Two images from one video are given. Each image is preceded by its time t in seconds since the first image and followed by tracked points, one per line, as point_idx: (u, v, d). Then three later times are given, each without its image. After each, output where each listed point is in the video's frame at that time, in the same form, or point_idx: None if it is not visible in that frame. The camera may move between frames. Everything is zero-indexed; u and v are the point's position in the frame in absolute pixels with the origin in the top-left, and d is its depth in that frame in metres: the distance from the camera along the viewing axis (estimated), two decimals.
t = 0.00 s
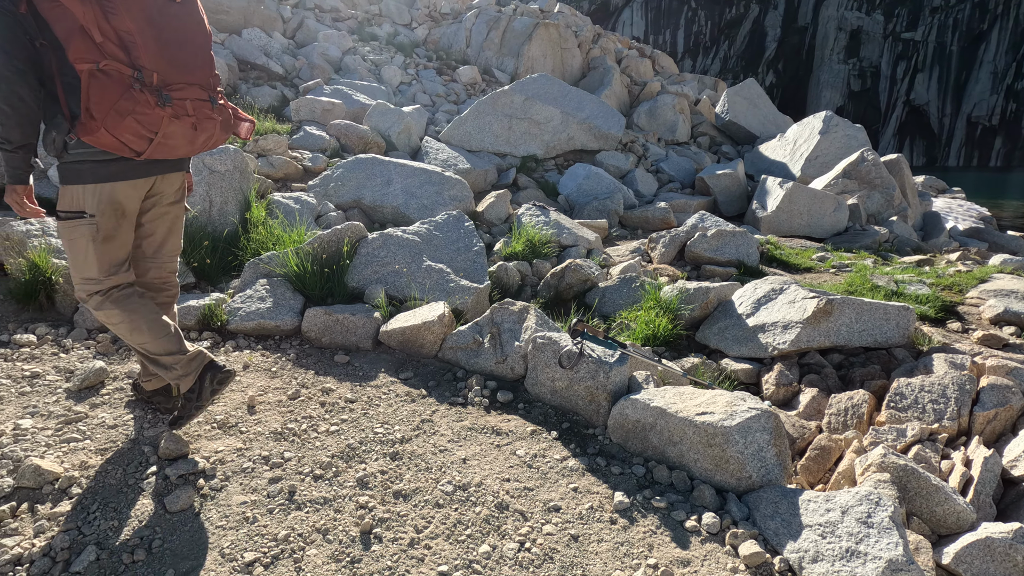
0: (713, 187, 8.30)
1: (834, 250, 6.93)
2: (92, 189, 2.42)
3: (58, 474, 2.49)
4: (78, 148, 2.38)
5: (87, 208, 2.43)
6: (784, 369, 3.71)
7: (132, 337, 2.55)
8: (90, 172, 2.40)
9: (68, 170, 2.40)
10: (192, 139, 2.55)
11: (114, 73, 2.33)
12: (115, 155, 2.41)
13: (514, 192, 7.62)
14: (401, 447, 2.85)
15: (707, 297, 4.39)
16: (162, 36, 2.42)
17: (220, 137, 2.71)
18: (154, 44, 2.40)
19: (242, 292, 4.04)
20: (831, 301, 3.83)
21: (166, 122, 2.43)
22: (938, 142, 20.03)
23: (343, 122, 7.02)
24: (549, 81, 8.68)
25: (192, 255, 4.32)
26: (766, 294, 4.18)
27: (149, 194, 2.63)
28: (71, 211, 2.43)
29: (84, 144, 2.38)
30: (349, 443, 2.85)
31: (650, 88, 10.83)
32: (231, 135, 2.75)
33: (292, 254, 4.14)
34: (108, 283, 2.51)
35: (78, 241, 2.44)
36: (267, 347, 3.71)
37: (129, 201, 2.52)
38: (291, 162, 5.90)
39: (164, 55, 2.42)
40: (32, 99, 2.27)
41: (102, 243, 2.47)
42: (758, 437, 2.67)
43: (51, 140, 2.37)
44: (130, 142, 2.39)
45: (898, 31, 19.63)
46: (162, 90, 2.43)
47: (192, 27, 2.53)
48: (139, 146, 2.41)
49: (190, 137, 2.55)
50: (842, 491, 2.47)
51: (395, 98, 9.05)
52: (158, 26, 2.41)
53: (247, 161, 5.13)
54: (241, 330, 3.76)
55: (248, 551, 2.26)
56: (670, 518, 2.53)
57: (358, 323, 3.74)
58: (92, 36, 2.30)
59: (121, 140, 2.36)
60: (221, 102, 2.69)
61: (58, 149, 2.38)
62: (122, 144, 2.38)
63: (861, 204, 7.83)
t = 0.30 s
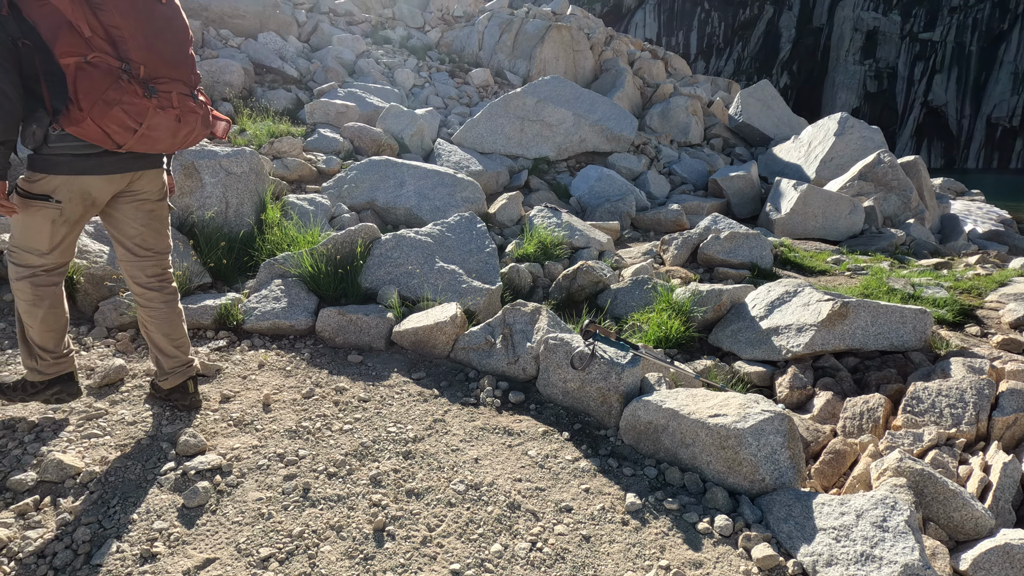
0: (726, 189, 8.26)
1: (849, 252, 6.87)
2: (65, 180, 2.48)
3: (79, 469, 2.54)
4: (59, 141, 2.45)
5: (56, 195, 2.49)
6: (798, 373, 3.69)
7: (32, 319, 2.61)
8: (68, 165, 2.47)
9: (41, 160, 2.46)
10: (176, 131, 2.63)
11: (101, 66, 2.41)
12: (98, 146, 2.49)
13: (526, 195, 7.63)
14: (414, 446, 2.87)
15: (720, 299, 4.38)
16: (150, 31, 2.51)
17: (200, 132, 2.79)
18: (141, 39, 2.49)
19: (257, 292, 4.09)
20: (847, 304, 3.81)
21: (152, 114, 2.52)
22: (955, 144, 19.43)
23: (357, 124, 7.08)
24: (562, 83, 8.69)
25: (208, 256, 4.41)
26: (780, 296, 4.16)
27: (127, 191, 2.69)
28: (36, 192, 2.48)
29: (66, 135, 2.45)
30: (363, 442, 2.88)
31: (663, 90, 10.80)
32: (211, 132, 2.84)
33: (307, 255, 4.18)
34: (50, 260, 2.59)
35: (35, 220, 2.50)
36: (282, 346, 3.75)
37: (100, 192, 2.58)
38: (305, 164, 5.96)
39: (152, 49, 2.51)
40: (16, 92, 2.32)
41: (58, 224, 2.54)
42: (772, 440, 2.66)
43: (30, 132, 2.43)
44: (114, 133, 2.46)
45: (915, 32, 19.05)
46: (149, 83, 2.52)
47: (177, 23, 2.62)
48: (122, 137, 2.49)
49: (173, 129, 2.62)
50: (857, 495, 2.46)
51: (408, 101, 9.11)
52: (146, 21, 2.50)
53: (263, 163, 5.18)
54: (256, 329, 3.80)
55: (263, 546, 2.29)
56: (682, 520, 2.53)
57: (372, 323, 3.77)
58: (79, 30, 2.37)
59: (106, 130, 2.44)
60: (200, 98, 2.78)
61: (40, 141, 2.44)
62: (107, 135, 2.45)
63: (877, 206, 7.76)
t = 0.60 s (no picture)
0: (739, 193, 8.21)
1: (864, 256, 6.80)
2: (18, 186, 2.59)
3: (98, 468, 2.57)
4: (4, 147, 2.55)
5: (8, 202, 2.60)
6: (812, 378, 3.66)
7: (12, 333, 2.75)
8: (16, 170, 2.58)
9: None
10: (122, 141, 2.75)
11: (45, 79, 2.51)
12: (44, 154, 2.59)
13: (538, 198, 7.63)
14: (426, 448, 2.88)
15: (733, 303, 4.35)
16: (96, 48, 2.61)
17: (147, 139, 2.91)
18: (85, 53, 2.59)
19: (271, 294, 4.12)
20: (862, 309, 3.76)
21: (98, 125, 2.63)
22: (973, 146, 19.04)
23: (369, 128, 7.12)
24: (573, 86, 8.69)
25: (223, 258, 4.46)
26: (794, 301, 4.13)
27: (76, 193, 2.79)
28: None
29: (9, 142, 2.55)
30: (375, 443, 2.89)
31: (675, 93, 10.77)
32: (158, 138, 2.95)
33: (320, 257, 4.21)
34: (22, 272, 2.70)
35: None
36: (295, 348, 3.77)
37: (51, 195, 2.67)
38: (318, 167, 5.99)
39: (97, 64, 2.62)
40: None
41: (20, 234, 2.63)
42: (786, 446, 2.63)
43: None
44: (59, 143, 2.57)
45: (931, 33, 18.73)
46: (94, 96, 2.62)
47: (124, 38, 2.72)
48: (68, 146, 2.60)
49: (120, 140, 2.74)
50: (873, 502, 2.43)
51: (420, 105, 9.16)
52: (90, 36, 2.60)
53: (278, 167, 5.22)
54: (270, 331, 3.83)
55: (277, 547, 2.30)
56: (695, 525, 2.52)
57: (385, 326, 3.78)
58: (23, 44, 2.47)
59: (51, 140, 2.54)
60: (148, 107, 2.89)
61: None
62: (51, 145, 2.55)
63: (892, 209, 7.68)
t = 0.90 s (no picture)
0: (750, 197, 8.17)
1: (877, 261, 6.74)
2: None
3: (113, 469, 2.58)
4: None
5: None
6: (825, 385, 3.62)
7: (28, 338, 2.82)
8: None
9: None
10: (84, 129, 2.86)
11: None
12: (10, 150, 2.69)
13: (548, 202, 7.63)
14: (436, 453, 2.88)
15: (745, 309, 4.32)
16: (42, 39, 2.72)
17: (111, 127, 3.03)
18: (33, 46, 2.69)
19: (283, 298, 4.14)
20: (876, 314, 3.73)
21: (56, 116, 2.74)
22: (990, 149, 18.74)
23: (380, 133, 7.16)
24: (583, 90, 8.68)
25: (237, 262, 4.49)
26: (807, 306, 4.10)
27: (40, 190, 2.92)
28: None
29: None
30: (386, 447, 2.89)
31: (685, 97, 10.75)
32: (122, 124, 3.08)
33: (332, 261, 4.22)
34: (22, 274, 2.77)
35: None
36: (307, 352, 3.78)
37: (27, 190, 2.80)
38: (330, 172, 6.02)
39: (45, 55, 2.73)
40: None
41: (12, 234, 2.75)
42: (800, 453, 2.61)
43: None
44: (23, 138, 2.68)
45: (945, 35, 18.67)
46: (48, 88, 2.73)
47: (69, 28, 2.83)
48: (33, 140, 2.71)
49: (81, 128, 2.85)
50: (889, 512, 2.40)
51: (430, 109, 9.19)
52: (35, 28, 2.70)
53: (290, 171, 5.25)
54: (282, 335, 3.85)
55: (289, 550, 2.31)
56: (707, 533, 2.49)
57: (395, 330, 3.78)
58: None
59: (15, 136, 2.65)
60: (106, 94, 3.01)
61: None
62: (16, 140, 2.67)
63: (906, 213, 7.62)
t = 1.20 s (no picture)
0: (759, 201, 8.14)
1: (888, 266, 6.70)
2: None
3: (124, 471, 2.60)
4: None
5: None
6: (836, 391, 3.60)
7: (26, 333, 2.85)
8: None
9: None
10: (45, 141, 2.87)
11: None
12: None
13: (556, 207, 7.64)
14: (444, 457, 2.88)
15: (754, 314, 4.31)
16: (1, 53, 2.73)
17: (75, 139, 3.03)
18: None
19: (292, 302, 4.17)
20: (886, 320, 3.70)
21: (15, 128, 2.75)
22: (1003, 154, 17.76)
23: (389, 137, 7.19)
24: (592, 95, 8.69)
25: (247, 266, 4.53)
26: (817, 312, 4.09)
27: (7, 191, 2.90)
28: None
29: None
30: (394, 452, 2.89)
31: (694, 101, 10.74)
32: (86, 135, 3.07)
33: (340, 265, 4.24)
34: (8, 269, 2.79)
35: None
36: (316, 355, 3.80)
37: None
38: (339, 176, 6.05)
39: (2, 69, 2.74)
40: None
41: None
42: (810, 460, 2.60)
43: None
44: None
45: (957, 39, 18.09)
46: (5, 101, 2.75)
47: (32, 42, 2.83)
48: None
49: (42, 140, 2.86)
50: (900, 520, 2.38)
51: (439, 114, 9.23)
52: None
53: (300, 176, 5.28)
54: (291, 338, 3.87)
55: (298, 553, 2.31)
56: (716, 540, 2.48)
57: (404, 334, 3.80)
58: None
59: None
60: (68, 106, 3.01)
61: None
62: None
63: (917, 218, 7.57)
